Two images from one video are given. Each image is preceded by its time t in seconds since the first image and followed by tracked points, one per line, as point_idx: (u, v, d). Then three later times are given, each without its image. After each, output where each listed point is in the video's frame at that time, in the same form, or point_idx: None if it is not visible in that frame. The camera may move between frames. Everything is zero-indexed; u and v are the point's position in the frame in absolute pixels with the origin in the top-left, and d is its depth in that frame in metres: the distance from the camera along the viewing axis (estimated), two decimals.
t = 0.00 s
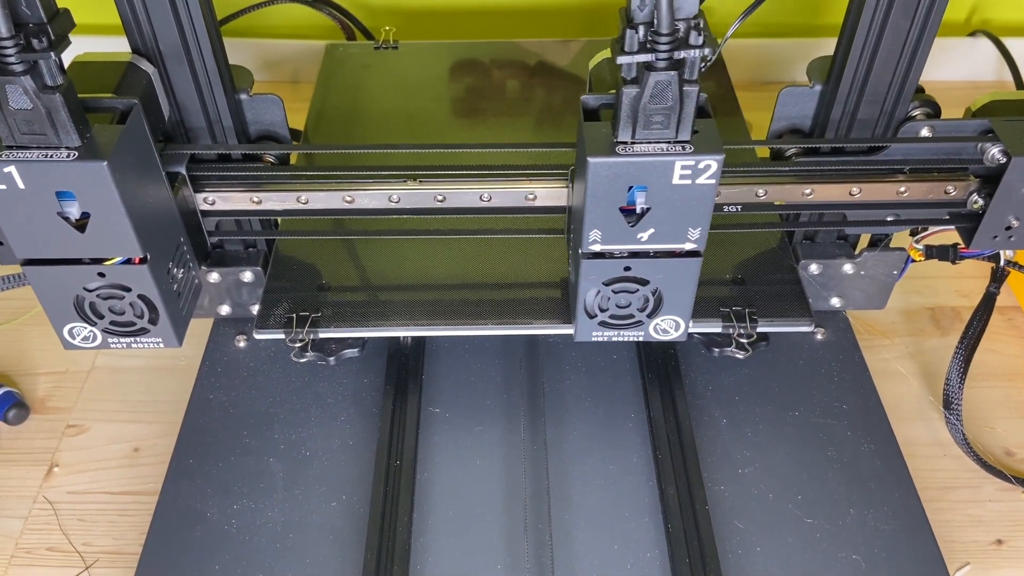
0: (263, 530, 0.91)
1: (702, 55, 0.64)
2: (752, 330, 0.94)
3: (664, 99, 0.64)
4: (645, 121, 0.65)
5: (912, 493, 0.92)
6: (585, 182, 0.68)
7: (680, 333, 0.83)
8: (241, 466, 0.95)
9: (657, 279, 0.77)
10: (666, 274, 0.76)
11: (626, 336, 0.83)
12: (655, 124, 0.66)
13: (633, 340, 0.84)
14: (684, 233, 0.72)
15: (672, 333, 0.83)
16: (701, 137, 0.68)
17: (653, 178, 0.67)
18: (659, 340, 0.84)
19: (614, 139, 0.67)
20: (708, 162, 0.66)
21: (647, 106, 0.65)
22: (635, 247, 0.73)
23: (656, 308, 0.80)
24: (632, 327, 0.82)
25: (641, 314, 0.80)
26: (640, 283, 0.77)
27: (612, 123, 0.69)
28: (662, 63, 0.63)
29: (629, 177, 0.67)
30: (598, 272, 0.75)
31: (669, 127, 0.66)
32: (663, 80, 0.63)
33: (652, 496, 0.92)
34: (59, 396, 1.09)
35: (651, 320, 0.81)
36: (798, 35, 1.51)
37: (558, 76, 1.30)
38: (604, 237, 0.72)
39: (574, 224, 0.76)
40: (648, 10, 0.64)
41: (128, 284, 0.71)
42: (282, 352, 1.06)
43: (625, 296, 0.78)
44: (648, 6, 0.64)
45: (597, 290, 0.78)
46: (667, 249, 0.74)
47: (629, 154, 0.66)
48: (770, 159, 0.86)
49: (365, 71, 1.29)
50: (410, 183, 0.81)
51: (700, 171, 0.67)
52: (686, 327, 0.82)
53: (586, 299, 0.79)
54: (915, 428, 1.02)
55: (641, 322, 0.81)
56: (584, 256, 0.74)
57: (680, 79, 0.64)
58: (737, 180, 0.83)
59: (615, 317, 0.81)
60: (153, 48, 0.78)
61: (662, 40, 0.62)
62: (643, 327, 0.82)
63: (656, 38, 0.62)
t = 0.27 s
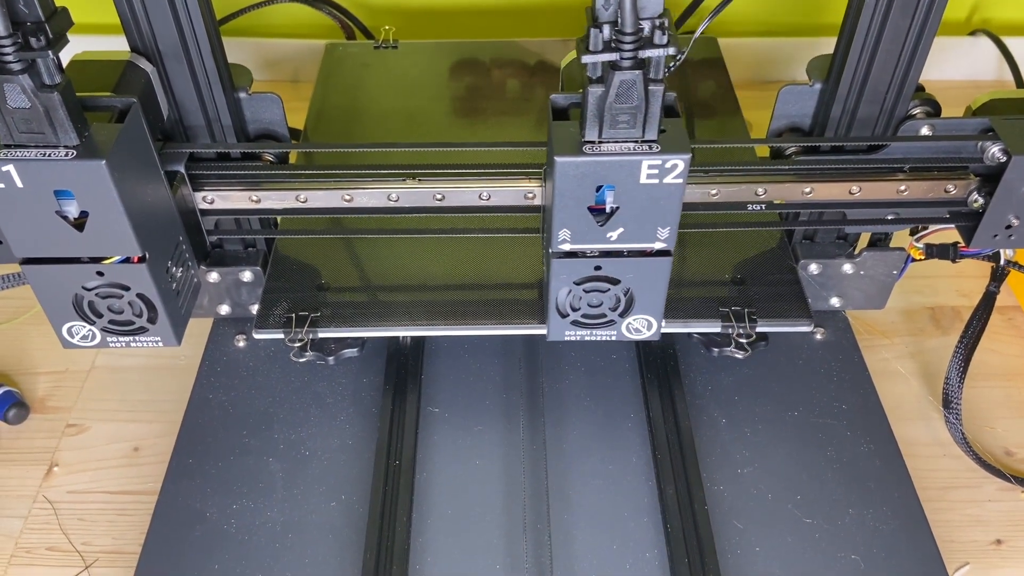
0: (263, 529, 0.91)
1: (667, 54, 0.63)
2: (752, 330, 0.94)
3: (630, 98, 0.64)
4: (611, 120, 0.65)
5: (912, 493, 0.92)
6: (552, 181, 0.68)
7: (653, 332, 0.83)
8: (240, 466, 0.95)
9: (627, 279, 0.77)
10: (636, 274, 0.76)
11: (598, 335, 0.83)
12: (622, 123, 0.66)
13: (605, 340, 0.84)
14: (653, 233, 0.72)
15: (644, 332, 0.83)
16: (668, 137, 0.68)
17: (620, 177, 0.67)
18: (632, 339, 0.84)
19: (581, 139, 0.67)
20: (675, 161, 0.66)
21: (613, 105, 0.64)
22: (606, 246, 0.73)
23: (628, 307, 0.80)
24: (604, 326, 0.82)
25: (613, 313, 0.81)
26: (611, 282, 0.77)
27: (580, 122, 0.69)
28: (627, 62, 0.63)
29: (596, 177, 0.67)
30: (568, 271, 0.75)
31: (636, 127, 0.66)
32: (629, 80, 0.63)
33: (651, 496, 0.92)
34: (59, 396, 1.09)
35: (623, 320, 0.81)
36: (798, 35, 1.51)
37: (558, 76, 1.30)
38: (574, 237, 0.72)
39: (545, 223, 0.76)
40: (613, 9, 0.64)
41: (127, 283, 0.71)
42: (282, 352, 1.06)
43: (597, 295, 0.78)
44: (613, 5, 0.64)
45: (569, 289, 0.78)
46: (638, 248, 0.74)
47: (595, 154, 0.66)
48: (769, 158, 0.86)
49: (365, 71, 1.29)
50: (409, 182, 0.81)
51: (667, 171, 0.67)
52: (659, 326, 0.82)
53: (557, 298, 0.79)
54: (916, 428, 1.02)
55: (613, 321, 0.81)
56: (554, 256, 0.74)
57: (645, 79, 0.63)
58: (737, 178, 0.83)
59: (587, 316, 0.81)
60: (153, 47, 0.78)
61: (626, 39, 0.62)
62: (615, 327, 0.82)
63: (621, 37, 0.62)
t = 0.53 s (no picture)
0: (264, 528, 0.90)
1: (634, 50, 0.63)
2: (754, 329, 0.94)
3: (598, 94, 0.63)
4: (580, 117, 0.65)
5: (914, 492, 0.91)
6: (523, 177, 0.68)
7: (628, 329, 0.83)
8: (240, 464, 0.95)
9: (601, 276, 0.77)
10: (609, 271, 0.76)
11: (573, 333, 0.83)
12: (591, 120, 0.65)
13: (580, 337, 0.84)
14: (625, 230, 0.72)
15: (619, 329, 0.83)
16: (639, 133, 0.67)
17: (590, 174, 0.67)
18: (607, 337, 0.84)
19: (552, 135, 0.67)
20: (645, 158, 0.66)
21: (581, 102, 0.64)
22: (578, 244, 0.73)
23: (602, 305, 0.80)
24: (579, 324, 0.82)
25: (588, 311, 0.81)
26: (584, 280, 0.77)
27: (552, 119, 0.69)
28: (595, 58, 0.62)
29: (566, 174, 0.67)
30: (541, 268, 0.75)
31: (606, 123, 0.65)
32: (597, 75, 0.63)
33: (653, 494, 0.92)
34: (60, 394, 1.09)
35: (598, 317, 0.81)
36: (799, 32, 1.50)
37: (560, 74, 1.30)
38: (546, 233, 0.72)
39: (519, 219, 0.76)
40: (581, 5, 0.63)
41: (127, 280, 0.71)
42: (282, 350, 1.06)
43: (571, 293, 0.78)
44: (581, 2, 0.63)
45: (542, 287, 0.78)
46: (611, 246, 0.74)
47: (565, 151, 0.65)
48: (772, 155, 0.86)
49: (366, 69, 1.29)
50: (410, 179, 0.80)
51: (637, 168, 0.66)
52: (634, 323, 0.82)
53: (531, 296, 0.79)
54: (918, 426, 1.02)
55: (588, 318, 0.81)
56: (526, 253, 0.74)
57: (613, 75, 0.63)
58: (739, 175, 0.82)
59: (562, 313, 0.81)
60: (153, 43, 0.77)
61: (593, 34, 0.61)
62: (591, 324, 0.82)
63: (588, 32, 0.61)
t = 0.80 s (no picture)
0: (262, 525, 0.90)
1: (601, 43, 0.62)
2: (754, 326, 0.93)
3: (564, 87, 0.62)
4: (547, 110, 0.64)
5: (916, 489, 0.91)
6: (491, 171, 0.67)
7: (602, 325, 0.83)
8: (239, 461, 0.95)
9: (573, 272, 0.76)
10: (581, 267, 0.76)
11: (547, 328, 0.83)
12: (559, 113, 0.64)
13: (555, 333, 0.83)
14: (596, 225, 0.71)
15: (593, 325, 0.83)
16: (609, 127, 0.66)
17: (558, 168, 0.66)
18: (582, 332, 0.83)
19: (520, 129, 0.66)
20: (613, 152, 0.65)
21: (548, 95, 0.63)
22: (550, 238, 0.73)
23: (575, 301, 0.80)
24: (552, 319, 0.81)
25: (561, 307, 0.80)
26: (556, 276, 0.77)
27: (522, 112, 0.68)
28: (561, 50, 0.61)
29: (534, 168, 0.66)
30: (513, 263, 0.75)
31: (573, 117, 0.64)
32: (563, 69, 0.61)
33: (653, 492, 0.92)
34: (59, 391, 1.08)
35: (571, 313, 0.81)
36: (800, 29, 1.50)
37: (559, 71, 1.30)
38: (516, 229, 0.71)
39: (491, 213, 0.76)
40: None
41: (124, 275, 0.71)
42: (282, 347, 1.05)
43: (543, 288, 0.78)
44: None
45: (514, 282, 0.78)
46: (583, 241, 0.73)
47: (533, 145, 0.64)
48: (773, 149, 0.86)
49: (365, 65, 1.29)
50: (409, 174, 0.80)
51: (606, 162, 0.66)
52: (608, 318, 0.82)
53: (504, 291, 0.79)
54: (920, 423, 1.01)
55: (561, 314, 0.81)
56: (497, 247, 0.74)
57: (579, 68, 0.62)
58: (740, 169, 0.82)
59: (535, 309, 0.81)
60: (150, 36, 0.77)
61: (559, 26, 0.60)
62: (564, 319, 0.82)
63: (553, 25, 0.60)
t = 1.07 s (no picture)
0: (261, 524, 0.90)
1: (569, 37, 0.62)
2: (755, 324, 0.93)
3: (532, 82, 0.62)
4: (516, 105, 0.64)
5: (918, 488, 0.91)
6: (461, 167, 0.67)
7: (577, 322, 0.82)
8: (238, 459, 0.95)
9: (547, 269, 0.75)
10: (554, 264, 0.75)
11: (522, 326, 0.82)
12: (528, 107, 0.64)
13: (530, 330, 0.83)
14: (568, 221, 0.71)
15: (568, 322, 0.82)
16: (579, 123, 0.66)
17: (527, 164, 0.66)
18: (557, 329, 0.83)
19: (490, 125, 0.65)
20: (583, 148, 0.64)
21: (516, 90, 0.63)
22: (523, 235, 0.72)
23: (548, 298, 0.79)
24: (527, 317, 0.81)
25: (535, 304, 0.80)
26: (529, 272, 0.76)
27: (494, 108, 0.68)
28: (529, 45, 0.61)
29: (503, 164, 0.66)
30: (485, 260, 0.74)
31: (541, 113, 0.64)
32: (531, 64, 0.61)
33: (653, 490, 0.91)
34: (58, 389, 1.08)
35: (545, 310, 0.80)
36: (801, 26, 1.50)
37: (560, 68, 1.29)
38: (488, 225, 0.71)
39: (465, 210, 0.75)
40: None
41: (121, 271, 0.71)
42: (281, 345, 1.05)
43: (517, 285, 0.77)
44: None
45: (487, 278, 0.77)
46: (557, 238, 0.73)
47: (501, 141, 0.64)
48: (775, 146, 0.86)
49: (365, 63, 1.28)
50: (408, 170, 0.79)
51: (576, 158, 0.65)
52: (583, 316, 0.81)
53: (476, 288, 0.78)
54: (921, 422, 1.01)
55: (535, 311, 0.80)
56: (470, 244, 0.73)
57: (546, 64, 0.62)
58: (741, 166, 0.82)
59: (508, 306, 0.80)
60: (148, 31, 0.77)
61: (525, 21, 0.60)
62: (539, 317, 0.81)
63: (520, 20, 0.60)
